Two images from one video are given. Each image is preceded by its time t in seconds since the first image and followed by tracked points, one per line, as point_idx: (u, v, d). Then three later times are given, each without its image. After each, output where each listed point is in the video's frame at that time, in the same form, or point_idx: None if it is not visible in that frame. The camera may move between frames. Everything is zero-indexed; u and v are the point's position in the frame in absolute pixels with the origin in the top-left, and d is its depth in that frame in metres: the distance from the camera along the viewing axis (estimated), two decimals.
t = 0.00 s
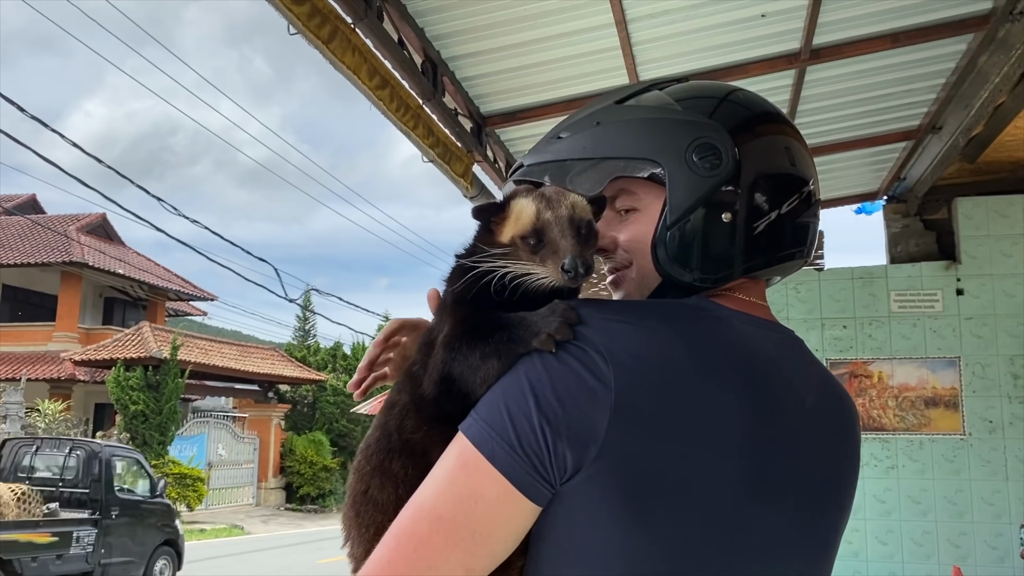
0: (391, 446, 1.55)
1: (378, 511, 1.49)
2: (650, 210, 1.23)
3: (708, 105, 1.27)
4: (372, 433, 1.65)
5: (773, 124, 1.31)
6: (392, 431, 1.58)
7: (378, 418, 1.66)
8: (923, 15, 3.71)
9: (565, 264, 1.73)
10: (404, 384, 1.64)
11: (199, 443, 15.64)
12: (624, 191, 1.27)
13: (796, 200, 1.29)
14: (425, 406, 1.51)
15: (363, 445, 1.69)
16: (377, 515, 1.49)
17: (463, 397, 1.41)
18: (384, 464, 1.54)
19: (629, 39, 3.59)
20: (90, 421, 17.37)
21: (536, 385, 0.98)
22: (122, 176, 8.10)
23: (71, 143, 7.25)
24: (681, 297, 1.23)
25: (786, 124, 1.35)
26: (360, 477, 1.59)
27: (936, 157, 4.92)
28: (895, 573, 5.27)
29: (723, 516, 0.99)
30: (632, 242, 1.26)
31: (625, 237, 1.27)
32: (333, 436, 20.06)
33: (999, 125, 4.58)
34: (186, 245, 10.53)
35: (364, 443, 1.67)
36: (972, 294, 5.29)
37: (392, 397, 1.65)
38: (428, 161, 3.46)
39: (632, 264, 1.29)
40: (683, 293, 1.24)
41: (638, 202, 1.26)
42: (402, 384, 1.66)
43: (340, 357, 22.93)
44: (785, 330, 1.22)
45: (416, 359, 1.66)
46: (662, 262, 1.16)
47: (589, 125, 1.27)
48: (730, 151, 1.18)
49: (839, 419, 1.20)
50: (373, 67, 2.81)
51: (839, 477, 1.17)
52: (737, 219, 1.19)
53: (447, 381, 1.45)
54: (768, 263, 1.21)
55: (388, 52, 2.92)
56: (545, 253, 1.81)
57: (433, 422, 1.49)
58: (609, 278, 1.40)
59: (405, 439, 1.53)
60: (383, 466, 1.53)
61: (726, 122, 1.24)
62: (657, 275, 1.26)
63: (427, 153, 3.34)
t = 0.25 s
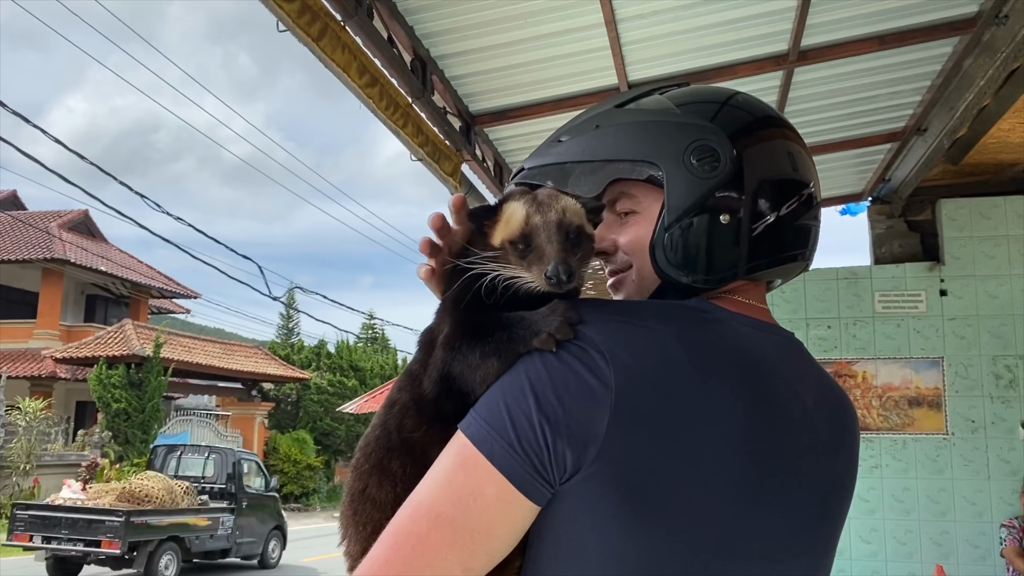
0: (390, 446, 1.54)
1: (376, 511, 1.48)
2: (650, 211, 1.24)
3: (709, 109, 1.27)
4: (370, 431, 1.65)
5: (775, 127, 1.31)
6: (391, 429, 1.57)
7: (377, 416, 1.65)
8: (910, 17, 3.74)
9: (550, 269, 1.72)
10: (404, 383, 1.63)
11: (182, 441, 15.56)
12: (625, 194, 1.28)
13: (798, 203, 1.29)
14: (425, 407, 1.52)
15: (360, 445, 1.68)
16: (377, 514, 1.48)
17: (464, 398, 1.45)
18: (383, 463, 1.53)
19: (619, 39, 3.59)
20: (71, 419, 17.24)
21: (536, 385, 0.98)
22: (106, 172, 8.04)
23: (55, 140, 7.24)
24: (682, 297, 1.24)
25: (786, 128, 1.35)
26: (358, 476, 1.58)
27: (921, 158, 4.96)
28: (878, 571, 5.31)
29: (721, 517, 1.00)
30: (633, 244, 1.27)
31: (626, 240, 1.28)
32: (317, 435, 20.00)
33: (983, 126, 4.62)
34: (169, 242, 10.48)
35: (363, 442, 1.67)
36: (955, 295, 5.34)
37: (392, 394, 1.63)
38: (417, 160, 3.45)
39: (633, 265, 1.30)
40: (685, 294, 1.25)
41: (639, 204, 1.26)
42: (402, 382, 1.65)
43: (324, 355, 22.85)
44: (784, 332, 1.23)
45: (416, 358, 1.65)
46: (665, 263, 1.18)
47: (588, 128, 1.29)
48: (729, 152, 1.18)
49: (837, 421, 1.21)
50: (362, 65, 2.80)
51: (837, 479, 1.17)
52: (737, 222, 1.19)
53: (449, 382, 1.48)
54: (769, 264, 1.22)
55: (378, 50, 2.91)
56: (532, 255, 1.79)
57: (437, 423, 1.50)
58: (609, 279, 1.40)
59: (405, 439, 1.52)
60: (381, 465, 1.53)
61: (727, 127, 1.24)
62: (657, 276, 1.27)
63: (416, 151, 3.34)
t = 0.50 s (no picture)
0: (394, 432, 1.50)
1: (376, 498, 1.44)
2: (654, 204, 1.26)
3: (714, 102, 1.28)
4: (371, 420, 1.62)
5: (779, 121, 1.32)
6: (395, 415, 1.54)
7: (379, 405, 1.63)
8: (900, 17, 3.76)
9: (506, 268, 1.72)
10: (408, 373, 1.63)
11: (165, 439, 15.45)
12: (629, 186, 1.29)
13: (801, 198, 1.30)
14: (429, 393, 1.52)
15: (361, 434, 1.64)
16: (377, 501, 1.43)
17: (467, 386, 1.47)
18: (383, 449, 1.49)
19: (610, 36, 3.59)
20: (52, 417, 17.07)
21: (540, 373, 0.97)
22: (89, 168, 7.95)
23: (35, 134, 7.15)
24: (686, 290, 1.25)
25: (790, 122, 1.35)
26: (357, 465, 1.53)
27: (908, 158, 4.98)
28: (864, 569, 5.34)
29: (725, 509, 0.99)
30: (635, 237, 1.27)
31: (628, 232, 1.29)
32: (301, 433, 19.90)
33: (970, 126, 4.65)
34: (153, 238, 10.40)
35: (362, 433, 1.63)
36: (941, 294, 5.37)
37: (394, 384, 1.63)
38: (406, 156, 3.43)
39: (635, 258, 1.30)
40: (687, 287, 1.26)
41: (642, 196, 1.27)
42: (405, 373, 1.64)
43: (308, 353, 22.75)
44: (787, 325, 1.22)
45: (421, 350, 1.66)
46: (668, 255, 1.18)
47: (593, 120, 1.31)
48: (733, 145, 1.19)
49: (840, 414, 1.20)
50: (353, 60, 2.78)
51: (839, 471, 1.17)
52: (739, 215, 1.20)
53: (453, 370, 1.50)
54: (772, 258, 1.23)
55: (369, 44, 2.89)
56: (507, 253, 1.83)
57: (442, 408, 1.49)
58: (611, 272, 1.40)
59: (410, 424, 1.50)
60: (384, 451, 1.49)
61: (732, 120, 1.25)
62: (659, 269, 1.27)
63: (405, 147, 3.32)
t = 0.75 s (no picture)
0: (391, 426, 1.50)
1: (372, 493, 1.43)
2: (650, 200, 1.26)
3: (710, 96, 1.28)
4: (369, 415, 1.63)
5: (777, 116, 1.32)
6: (393, 409, 1.55)
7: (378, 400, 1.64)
8: (890, 17, 3.78)
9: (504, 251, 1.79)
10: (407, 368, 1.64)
11: (151, 438, 15.36)
12: (624, 182, 1.29)
13: (799, 193, 1.30)
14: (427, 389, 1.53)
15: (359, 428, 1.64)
16: (370, 496, 1.43)
17: (464, 383, 1.49)
18: (380, 443, 1.50)
19: (601, 34, 3.58)
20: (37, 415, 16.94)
21: (539, 370, 0.96)
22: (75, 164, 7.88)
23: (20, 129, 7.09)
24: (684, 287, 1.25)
25: (788, 117, 1.36)
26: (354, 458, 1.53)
27: (896, 157, 5.00)
28: (852, 567, 5.36)
29: (724, 508, 0.99)
30: (632, 233, 1.27)
31: (624, 228, 1.28)
32: (288, 432, 19.83)
33: (957, 126, 4.68)
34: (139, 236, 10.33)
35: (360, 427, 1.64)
36: (928, 293, 5.41)
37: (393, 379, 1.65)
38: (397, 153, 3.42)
39: (632, 254, 1.30)
40: (685, 284, 1.26)
41: (639, 192, 1.27)
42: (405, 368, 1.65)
43: (295, 351, 22.66)
44: (784, 324, 1.22)
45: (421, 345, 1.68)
46: (666, 251, 1.18)
47: (590, 115, 1.31)
48: (731, 141, 1.20)
49: (837, 412, 1.20)
50: (345, 57, 2.77)
51: (836, 469, 1.17)
52: (737, 211, 1.21)
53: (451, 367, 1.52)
54: (771, 254, 1.23)
55: (360, 41, 2.88)
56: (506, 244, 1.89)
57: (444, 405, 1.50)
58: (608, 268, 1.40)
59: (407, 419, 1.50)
60: (381, 445, 1.49)
61: (729, 114, 1.25)
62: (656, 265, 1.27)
63: (397, 145, 3.31)
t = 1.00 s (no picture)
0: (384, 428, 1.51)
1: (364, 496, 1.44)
2: (642, 200, 1.25)
3: (701, 95, 1.28)
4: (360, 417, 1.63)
5: (768, 114, 1.32)
6: (385, 411, 1.55)
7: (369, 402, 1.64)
8: (876, 18, 3.80)
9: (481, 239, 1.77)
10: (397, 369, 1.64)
11: (133, 437, 15.24)
12: (616, 181, 1.28)
13: (790, 194, 1.31)
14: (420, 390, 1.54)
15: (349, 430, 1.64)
16: (363, 499, 1.43)
17: (457, 385, 1.50)
18: (372, 445, 1.50)
19: (589, 33, 3.58)
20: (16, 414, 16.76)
21: (531, 372, 0.96)
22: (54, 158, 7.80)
23: None
24: (675, 287, 1.25)
25: (779, 115, 1.36)
26: (344, 460, 1.53)
27: (880, 157, 5.02)
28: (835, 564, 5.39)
29: (718, 509, 0.99)
30: (622, 232, 1.27)
31: (616, 227, 1.28)
32: (271, 430, 19.74)
33: (941, 127, 4.71)
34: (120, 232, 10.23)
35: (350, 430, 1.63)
36: (911, 292, 5.45)
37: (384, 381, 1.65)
38: (384, 151, 3.41)
39: (622, 254, 1.30)
40: (676, 284, 1.26)
41: (631, 191, 1.27)
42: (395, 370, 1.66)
43: (279, 349, 22.54)
44: (778, 326, 1.22)
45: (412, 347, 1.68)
46: (658, 252, 1.17)
47: (582, 113, 1.30)
48: (724, 140, 1.19)
49: (827, 414, 1.21)
50: (332, 55, 2.75)
51: (826, 471, 1.17)
52: (728, 212, 1.21)
53: (444, 369, 1.53)
54: (760, 256, 1.23)
55: (347, 38, 2.86)
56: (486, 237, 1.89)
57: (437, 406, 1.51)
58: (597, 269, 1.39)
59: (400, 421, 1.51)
60: (372, 447, 1.49)
61: (720, 114, 1.25)
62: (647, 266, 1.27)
63: (383, 143, 3.29)
